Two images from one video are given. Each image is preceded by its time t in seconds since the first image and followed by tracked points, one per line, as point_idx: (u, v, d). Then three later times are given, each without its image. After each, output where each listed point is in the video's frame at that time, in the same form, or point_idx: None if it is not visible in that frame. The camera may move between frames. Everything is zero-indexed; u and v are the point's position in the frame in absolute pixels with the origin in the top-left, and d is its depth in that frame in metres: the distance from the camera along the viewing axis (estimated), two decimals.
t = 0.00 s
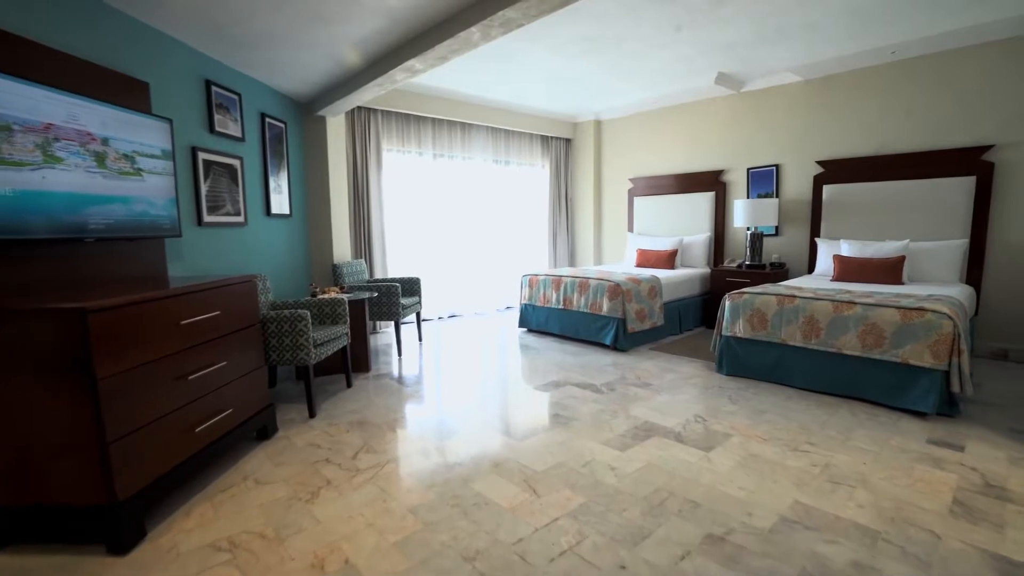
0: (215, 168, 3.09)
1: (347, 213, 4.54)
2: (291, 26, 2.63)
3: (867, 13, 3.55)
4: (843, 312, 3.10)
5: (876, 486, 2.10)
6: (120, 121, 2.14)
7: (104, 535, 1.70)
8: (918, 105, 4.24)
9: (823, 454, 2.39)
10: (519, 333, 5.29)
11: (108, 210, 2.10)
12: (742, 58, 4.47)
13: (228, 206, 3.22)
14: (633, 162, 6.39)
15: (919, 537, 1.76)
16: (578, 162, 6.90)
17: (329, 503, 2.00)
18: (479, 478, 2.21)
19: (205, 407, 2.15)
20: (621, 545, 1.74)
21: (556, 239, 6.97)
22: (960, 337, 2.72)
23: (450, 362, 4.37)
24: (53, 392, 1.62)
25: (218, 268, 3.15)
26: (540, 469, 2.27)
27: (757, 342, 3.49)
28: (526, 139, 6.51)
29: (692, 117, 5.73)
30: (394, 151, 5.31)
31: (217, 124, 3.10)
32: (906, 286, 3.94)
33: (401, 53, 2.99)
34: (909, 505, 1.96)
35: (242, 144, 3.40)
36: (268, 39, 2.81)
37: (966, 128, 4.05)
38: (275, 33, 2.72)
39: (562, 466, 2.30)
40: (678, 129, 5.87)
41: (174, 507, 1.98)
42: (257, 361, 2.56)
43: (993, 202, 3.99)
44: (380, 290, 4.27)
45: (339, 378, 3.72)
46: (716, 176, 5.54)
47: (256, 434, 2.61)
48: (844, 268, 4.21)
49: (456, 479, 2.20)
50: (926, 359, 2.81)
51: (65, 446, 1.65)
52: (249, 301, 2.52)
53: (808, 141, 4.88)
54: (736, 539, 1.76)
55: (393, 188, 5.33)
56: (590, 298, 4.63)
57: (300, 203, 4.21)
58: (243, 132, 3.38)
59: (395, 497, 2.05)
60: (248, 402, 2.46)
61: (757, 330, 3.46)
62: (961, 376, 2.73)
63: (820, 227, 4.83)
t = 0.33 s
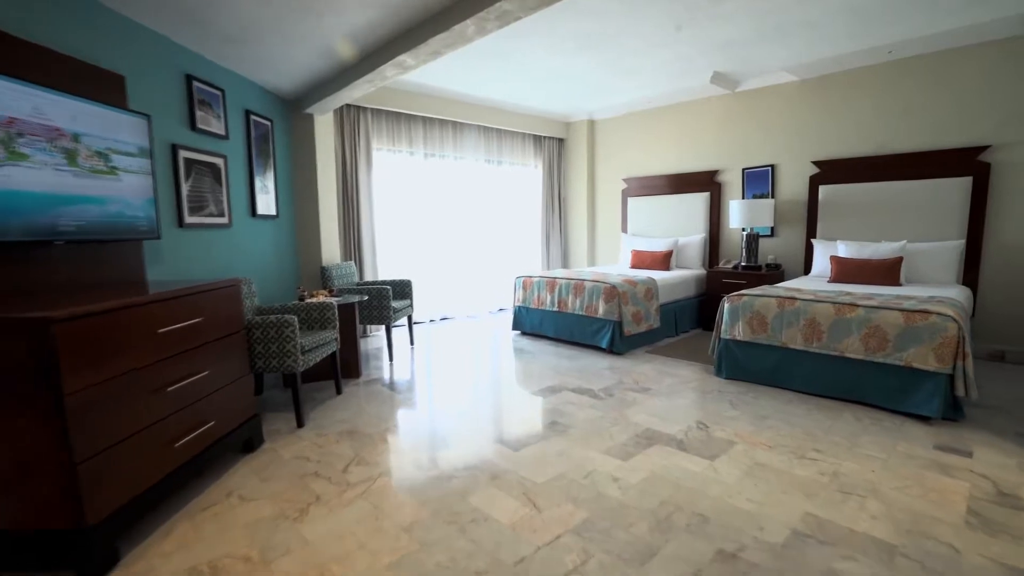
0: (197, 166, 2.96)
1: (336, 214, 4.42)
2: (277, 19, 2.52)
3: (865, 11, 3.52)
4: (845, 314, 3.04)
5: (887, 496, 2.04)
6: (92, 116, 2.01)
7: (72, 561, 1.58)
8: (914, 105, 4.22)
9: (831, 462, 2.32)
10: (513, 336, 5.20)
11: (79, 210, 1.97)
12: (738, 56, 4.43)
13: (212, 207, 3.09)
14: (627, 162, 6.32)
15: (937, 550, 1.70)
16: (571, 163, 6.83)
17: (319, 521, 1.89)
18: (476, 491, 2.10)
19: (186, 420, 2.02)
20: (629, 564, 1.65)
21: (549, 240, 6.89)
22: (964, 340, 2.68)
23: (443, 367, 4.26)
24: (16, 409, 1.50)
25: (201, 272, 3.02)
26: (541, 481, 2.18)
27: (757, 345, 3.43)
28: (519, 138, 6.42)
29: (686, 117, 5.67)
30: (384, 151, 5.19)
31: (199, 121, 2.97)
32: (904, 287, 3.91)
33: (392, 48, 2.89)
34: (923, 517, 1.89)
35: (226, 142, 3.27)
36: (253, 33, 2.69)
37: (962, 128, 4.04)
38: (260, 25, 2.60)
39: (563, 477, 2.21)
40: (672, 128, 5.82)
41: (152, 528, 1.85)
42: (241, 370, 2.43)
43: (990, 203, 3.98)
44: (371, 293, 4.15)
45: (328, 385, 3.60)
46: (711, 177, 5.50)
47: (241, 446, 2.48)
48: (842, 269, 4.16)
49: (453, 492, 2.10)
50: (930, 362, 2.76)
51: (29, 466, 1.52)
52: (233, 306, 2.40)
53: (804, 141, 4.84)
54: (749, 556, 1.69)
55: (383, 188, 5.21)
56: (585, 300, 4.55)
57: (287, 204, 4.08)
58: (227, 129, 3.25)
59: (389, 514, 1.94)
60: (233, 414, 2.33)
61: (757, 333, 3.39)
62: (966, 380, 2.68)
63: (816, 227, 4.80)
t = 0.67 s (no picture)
0: (175, 166, 2.81)
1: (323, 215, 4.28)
2: (259, 10, 2.40)
3: (862, 10, 3.47)
4: (847, 317, 2.98)
5: (900, 508, 1.96)
6: (56, 111, 1.86)
7: None
8: (909, 105, 4.20)
9: (839, 472, 2.24)
10: (505, 340, 5.09)
11: (42, 212, 1.82)
12: (733, 55, 4.37)
13: (191, 208, 2.94)
14: (620, 162, 6.24)
15: (957, 568, 1.62)
16: (563, 163, 6.74)
17: (305, 545, 1.77)
18: (473, 509, 1.99)
19: (159, 437, 1.88)
20: None
21: (541, 241, 6.80)
22: (970, 343, 2.62)
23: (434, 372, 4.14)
24: None
25: (180, 276, 2.87)
26: (540, 496, 2.07)
27: (756, 349, 3.35)
28: (510, 138, 6.32)
29: (680, 116, 5.61)
30: (373, 150, 5.05)
31: (176, 118, 2.82)
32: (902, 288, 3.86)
33: (381, 42, 2.77)
34: (939, 531, 1.82)
35: (206, 140, 3.12)
36: (234, 25, 2.56)
37: (958, 128, 4.01)
38: (241, 17, 2.47)
39: (563, 492, 2.10)
40: (666, 128, 5.75)
41: (122, 557, 1.72)
42: (221, 381, 2.30)
43: (986, 203, 3.95)
44: (359, 296, 4.02)
45: (315, 393, 3.46)
46: (705, 177, 5.44)
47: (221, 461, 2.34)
48: (839, 271, 4.11)
49: (449, 510, 1.99)
50: (934, 367, 2.70)
51: None
52: (213, 314, 2.26)
53: (799, 141, 4.80)
54: None
55: (371, 188, 5.07)
56: (580, 302, 4.46)
57: (271, 205, 3.93)
58: (207, 127, 3.10)
59: (380, 536, 1.82)
60: (212, 427, 2.19)
61: (756, 336, 3.32)
62: (971, 385, 2.63)
63: (811, 228, 4.75)
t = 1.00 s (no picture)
0: (146, 163, 2.66)
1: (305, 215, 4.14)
2: None
3: (854, 8, 3.44)
4: (843, 318, 2.94)
5: (906, 516, 1.92)
6: (11, 102, 1.71)
7: None
8: (898, 105, 4.20)
9: (841, 478, 2.19)
10: (494, 342, 4.99)
11: None
12: (723, 53, 4.33)
13: (164, 208, 2.79)
14: (608, 161, 6.19)
15: None
16: (550, 162, 6.66)
17: (288, 569, 1.66)
18: (466, 525, 1.89)
19: (127, 454, 1.75)
20: None
21: (528, 242, 6.71)
22: (966, 344, 2.60)
23: (422, 376, 4.03)
24: None
25: (153, 281, 2.72)
26: (537, 509, 1.98)
27: (751, 351, 3.31)
28: (497, 137, 6.22)
29: (669, 115, 5.57)
30: (356, 148, 4.91)
31: (148, 112, 2.66)
32: (892, 288, 3.86)
33: (366, 34, 2.66)
34: (947, 540, 1.78)
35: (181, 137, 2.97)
36: (210, 14, 2.43)
37: (946, 128, 4.03)
38: (218, 6, 2.34)
39: (560, 504, 2.02)
40: (654, 127, 5.71)
41: None
42: (197, 392, 2.16)
43: (973, 203, 3.97)
44: (344, 299, 3.88)
45: (298, 400, 3.32)
46: (694, 177, 5.40)
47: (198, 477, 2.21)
48: (829, 271, 4.10)
49: (441, 526, 1.88)
50: (931, 368, 2.68)
51: None
52: (187, 321, 2.12)
53: (788, 140, 4.78)
54: None
55: (355, 188, 4.93)
56: (570, 304, 4.38)
57: (251, 204, 3.78)
58: (182, 123, 2.95)
59: (369, 556, 1.72)
60: (187, 441, 2.06)
61: (751, 338, 3.27)
62: (968, 386, 2.61)
63: (801, 228, 4.74)
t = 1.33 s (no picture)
0: (108, 158, 2.48)
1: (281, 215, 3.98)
2: None
3: (836, 8, 3.45)
4: (831, 318, 2.93)
5: (905, 518, 1.89)
6: None
7: None
8: (877, 105, 4.25)
9: (836, 481, 2.16)
10: (477, 345, 4.90)
11: None
12: (706, 52, 4.31)
13: (129, 206, 2.62)
14: (590, 161, 6.15)
15: None
16: (532, 162, 6.60)
17: None
18: (457, 540, 1.80)
19: (83, 476, 1.61)
20: None
21: (511, 242, 6.63)
22: (952, 342, 2.61)
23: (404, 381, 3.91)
24: None
25: (115, 285, 2.55)
26: (530, 521, 1.90)
27: (739, 351, 3.28)
28: (478, 136, 6.12)
29: (651, 115, 5.55)
30: (334, 146, 4.76)
31: (109, 104, 2.49)
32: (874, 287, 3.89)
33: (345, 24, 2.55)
34: (947, 543, 1.75)
35: (146, 131, 2.80)
36: None
37: (924, 129, 4.09)
38: None
39: (554, 515, 1.93)
40: (637, 127, 5.68)
41: None
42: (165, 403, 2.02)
43: (951, 202, 4.04)
44: (322, 302, 3.74)
45: (274, 408, 3.17)
46: (677, 176, 5.40)
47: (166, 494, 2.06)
48: (813, 270, 4.11)
49: (430, 542, 1.79)
50: (918, 366, 2.68)
51: None
52: (154, 327, 1.98)
53: (770, 140, 4.80)
54: None
55: (333, 187, 4.78)
56: (555, 305, 4.31)
57: (223, 204, 3.61)
58: (146, 116, 2.78)
59: None
60: (152, 457, 1.91)
61: (739, 338, 3.24)
62: (954, 384, 2.62)
63: (783, 228, 4.77)
